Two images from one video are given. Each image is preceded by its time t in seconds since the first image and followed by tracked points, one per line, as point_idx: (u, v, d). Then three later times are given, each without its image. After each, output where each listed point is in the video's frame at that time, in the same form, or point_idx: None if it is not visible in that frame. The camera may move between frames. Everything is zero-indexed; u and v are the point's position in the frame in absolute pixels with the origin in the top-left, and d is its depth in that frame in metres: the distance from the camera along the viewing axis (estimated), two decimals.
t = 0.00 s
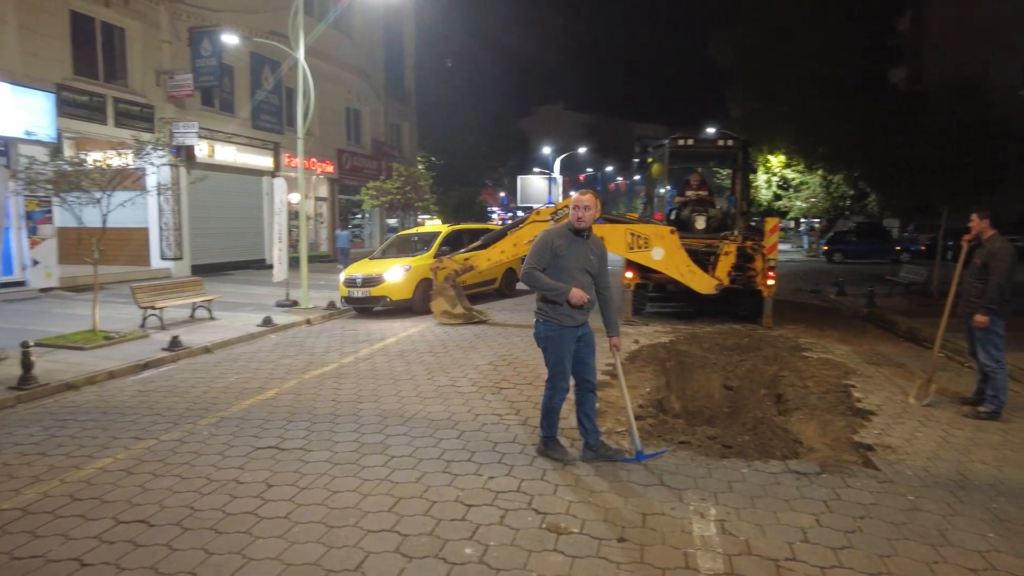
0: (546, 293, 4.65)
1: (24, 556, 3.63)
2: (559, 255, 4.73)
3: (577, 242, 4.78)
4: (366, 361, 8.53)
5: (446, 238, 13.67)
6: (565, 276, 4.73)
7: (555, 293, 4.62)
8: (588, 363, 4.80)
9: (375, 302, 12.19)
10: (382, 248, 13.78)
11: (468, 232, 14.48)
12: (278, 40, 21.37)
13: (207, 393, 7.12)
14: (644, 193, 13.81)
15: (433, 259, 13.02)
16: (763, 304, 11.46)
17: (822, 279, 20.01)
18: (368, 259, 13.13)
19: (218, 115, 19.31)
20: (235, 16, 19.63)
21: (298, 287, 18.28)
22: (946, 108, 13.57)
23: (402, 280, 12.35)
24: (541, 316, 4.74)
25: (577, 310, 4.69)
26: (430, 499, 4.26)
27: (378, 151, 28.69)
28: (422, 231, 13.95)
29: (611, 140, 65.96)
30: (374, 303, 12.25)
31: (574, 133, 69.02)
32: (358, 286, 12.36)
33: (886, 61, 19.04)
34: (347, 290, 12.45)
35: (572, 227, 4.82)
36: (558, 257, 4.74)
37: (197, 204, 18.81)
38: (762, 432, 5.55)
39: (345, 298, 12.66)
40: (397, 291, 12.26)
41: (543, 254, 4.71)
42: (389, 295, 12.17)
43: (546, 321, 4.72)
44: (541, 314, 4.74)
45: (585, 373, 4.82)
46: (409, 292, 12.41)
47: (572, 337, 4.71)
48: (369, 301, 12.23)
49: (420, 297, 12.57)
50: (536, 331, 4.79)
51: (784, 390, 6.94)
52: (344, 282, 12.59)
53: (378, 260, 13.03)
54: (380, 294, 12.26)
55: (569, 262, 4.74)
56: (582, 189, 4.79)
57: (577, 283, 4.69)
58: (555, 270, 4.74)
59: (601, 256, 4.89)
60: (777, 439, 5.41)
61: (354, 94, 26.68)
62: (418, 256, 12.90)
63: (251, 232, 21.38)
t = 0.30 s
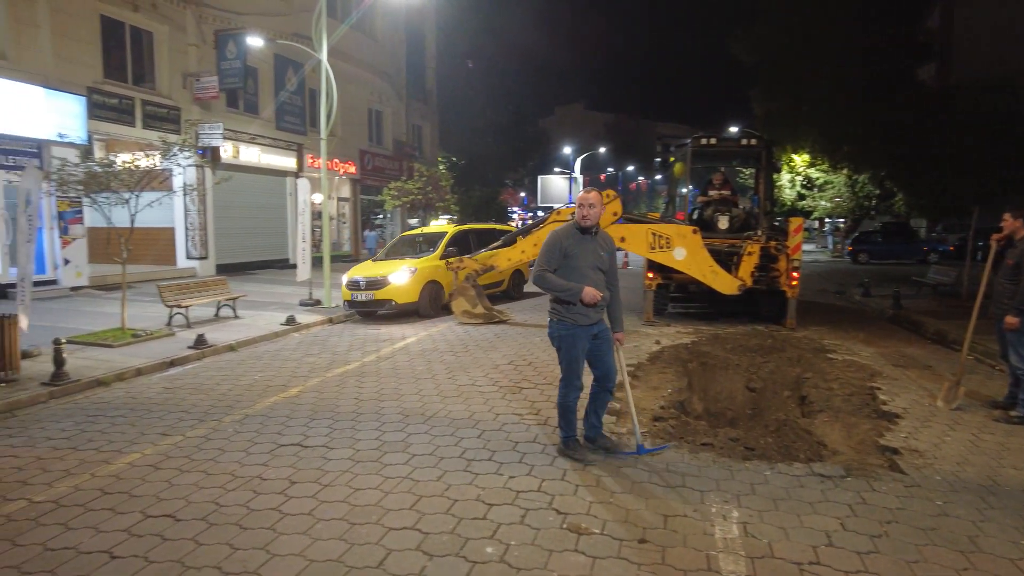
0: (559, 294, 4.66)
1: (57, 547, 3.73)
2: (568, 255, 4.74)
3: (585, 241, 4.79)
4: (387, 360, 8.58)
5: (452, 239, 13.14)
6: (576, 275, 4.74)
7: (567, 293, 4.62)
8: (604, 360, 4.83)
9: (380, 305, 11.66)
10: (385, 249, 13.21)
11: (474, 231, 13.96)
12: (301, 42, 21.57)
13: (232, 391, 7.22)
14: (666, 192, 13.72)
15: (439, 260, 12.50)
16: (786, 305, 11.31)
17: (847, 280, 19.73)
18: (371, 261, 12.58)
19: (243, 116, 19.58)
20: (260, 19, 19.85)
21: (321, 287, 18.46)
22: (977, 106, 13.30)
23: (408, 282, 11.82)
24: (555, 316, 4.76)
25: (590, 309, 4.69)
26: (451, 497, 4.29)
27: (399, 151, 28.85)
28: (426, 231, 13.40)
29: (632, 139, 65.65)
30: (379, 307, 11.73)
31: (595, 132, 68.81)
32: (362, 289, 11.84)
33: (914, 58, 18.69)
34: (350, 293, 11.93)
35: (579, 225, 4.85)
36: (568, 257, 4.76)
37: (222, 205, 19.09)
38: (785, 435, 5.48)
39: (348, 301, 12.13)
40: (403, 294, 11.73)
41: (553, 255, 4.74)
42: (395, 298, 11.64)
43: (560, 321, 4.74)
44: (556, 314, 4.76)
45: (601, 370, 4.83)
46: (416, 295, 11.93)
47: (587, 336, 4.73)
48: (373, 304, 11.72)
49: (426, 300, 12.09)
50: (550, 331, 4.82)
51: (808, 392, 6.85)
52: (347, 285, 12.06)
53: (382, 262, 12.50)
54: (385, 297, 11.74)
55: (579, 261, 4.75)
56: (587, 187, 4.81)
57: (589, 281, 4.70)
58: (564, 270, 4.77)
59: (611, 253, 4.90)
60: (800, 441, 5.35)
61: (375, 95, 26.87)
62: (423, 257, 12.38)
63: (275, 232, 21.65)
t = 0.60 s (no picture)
0: (573, 294, 4.65)
1: (80, 541, 3.79)
2: (581, 254, 4.74)
3: (597, 241, 4.80)
4: (403, 360, 8.61)
5: (456, 239, 12.71)
6: (590, 275, 4.74)
7: (582, 293, 4.62)
8: (612, 360, 4.89)
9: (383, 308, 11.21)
10: (387, 251, 12.79)
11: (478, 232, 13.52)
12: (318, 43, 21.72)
13: (250, 389, 7.30)
14: (683, 192, 13.64)
15: (443, 262, 12.07)
16: (804, 306, 11.19)
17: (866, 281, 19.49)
18: (373, 263, 12.15)
19: (261, 117, 19.76)
20: (278, 20, 20.02)
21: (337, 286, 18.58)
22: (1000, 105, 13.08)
23: (412, 284, 11.39)
24: (567, 316, 4.75)
25: (604, 309, 4.70)
26: (467, 496, 4.30)
27: (415, 152, 28.98)
28: (430, 232, 12.96)
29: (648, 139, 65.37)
30: (381, 310, 11.27)
31: (611, 132, 68.62)
32: (364, 291, 11.40)
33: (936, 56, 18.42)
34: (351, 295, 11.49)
35: (589, 225, 4.85)
36: (581, 256, 4.75)
37: (240, 205, 19.28)
38: (802, 437, 5.43)
39: (348, 304, 11.67)
40: (407, 296, 11.28)
41: (567, 255, 4.73)
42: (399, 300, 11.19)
43: (573, 321, 4.73)
44: (568, 314, 4.76)
45: (606, 372, 4.91)
46: (421, 297, 11.50)
47: (600, 335, 4.74)
48: (376, 307, 11.28)
49: (431, 302, 11.67)
50: (563, 331, 4.81)
51: (826, 394, 6.78)
52: (348, 287, 11.63)
53: (384, 264, 12.06)
54: (388, 300, 11.29)
55: (593, 260, 4.75)
56: (597, 187, 4.82)
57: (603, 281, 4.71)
58: (578, 270, 4.76)
59: (622, 252, 4.92)
60: (818, 443, 5.30)
61: (392, 96, 27.00)
62: (427, 258, 11.94)
63: (292, 232, 21.83)
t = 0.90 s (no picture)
0: (588, 293, 4.63)
1: (100, 536, 3.84)
2: (595, 253, 4.73)
3: (609, 240, 4.80)
4: (417, 359, 8.64)
5: (458, 240, 12.26)
6: (603, 274, 4.73)
7: (596, 292, 4.60)
8: (621, 359, 4.90)
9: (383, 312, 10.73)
10: (386, 253, 12.31)
11: (480, 233, 13.06)
12: (334, 44, 21.82)
13: (266, 388, 7.36)
14: (698, 191, 13.55)
15: (446, 264, 11.61)
16: (821, 306, 11.07)
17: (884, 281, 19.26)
18: (371, 265, 11.67)
19: (277, 118, 19.92)
20: (293, 22, 20.15)
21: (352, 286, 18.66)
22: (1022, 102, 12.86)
23: (413, 287, 10.89)
24: (580, 315, 4.74)
25: (617, 307, 4.70)
26: (480, 496, 4.31)
27: (430, 152, 29.07)
28: (429, 233, 12.50)
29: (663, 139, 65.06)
30: (382, 314, 10.80)
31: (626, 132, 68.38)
32: (363, 294, 10.92)
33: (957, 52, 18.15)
34: (350, 299, 10.99)
35: (600, 224, 4.84)
36: (594, 256, 4.73)
37: (256, 205, 19.43)
38: (819, 439, 5.38)
39: (346, 308, 11.19)
40: (408, 299, 10.80)
41: (582, 255, 4.70)
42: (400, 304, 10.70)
43: (585, 320, 4.72)
44: (580, 312, 4.74)
45: (615, 371, 4.92)
46: (422, 301, 11.01)
47: (611, 334, 4.75)
48: (376, 310, 10.80)
49: (433, 306, 11.20)
50: (574, 330, 4.79)
51: (843, 395, 6.72)
52: (346, 290, 11.14)
53: (384, 266, 11.58)
54: (389, 303, 10.80)
55: (606, 259, 4.74)
56: (609, 186, 4.81)
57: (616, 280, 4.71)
58: (592, 270, 4.74)
59: (632, 251, 4.94)
60: (835, 445, 5.25)
61: (407, 96, 27.10)
62: (429, 260, 11.48)
63: (308, 232, 21.97)
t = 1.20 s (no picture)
0: (598, 290, 4.64)
1: (118, 532, 3.90)
2: (604, 252, 4.75)
3: (618, 239, 4.82)
4: (429, 358, 8.67)
5: (460, 240, 11.79)
6: (613, 272, 4.74)
7: (606, 289, 4.61)
8: (630, 356, 4.90)
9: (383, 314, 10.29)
10: (384, 253, 11.85)
11: (482, 232, 12.60)
12: (347, 45, 21.93)
13: (280, 386, 7.43)
14: (710, 191, 13.50)
15: (447, 264, 11.16)
16: (834, 307, 10.99)
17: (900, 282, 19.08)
18: (370, 266, 11.22)
19: (291, 118, 20.06)
20: (307, 23, 20.27)
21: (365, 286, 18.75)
22: None
23: (414, 289, 10.45)
24: (589, 313, 4.74)
25: (627, 304, 4.71)
26: (493, 495, 4.33)
27: (442, 152, 29.15)
28: (430, 232, 12.04)
29: (675, 138, 64.84)
30: (381, 316, 10.36)
31: (638, 131, 68.23)
32: (363, 296, 10.48)
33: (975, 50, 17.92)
34: (348, 301, 10.55)
35: (608, 222, 4.86)
36: (604, 253, 4.75)
37: (270, 205, 19.58)
38: (832, 440, 5.35)
39: (345, 310, 10.75)
40: (410, 302, 10.35)
41: (591, 253, 4.72)
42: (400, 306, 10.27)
43: (595, 318, 4.72)
44: (590, 311, 4.74)
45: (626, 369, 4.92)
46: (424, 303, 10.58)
47: (620, 331, 4.75)
48: (376, 313, 10.37)
49: (435, 308, 10.77)
50: (584, 328, 4.80)
51: (858, 396, 6.67)
52: (344, 292, 10.69)
53: (383, 267, 11.16)
54: (389, 306, 10.36)
55: (615, 257, 4.76)
56: (615, 185, 4.84)
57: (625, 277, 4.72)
58: (602, 268, 4.76)
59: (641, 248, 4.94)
60: (848, 447, 5.22)
61: (419, 96, 27.20)
62: (430, 260, 11.04)
63: (321, 232, 22.09)
